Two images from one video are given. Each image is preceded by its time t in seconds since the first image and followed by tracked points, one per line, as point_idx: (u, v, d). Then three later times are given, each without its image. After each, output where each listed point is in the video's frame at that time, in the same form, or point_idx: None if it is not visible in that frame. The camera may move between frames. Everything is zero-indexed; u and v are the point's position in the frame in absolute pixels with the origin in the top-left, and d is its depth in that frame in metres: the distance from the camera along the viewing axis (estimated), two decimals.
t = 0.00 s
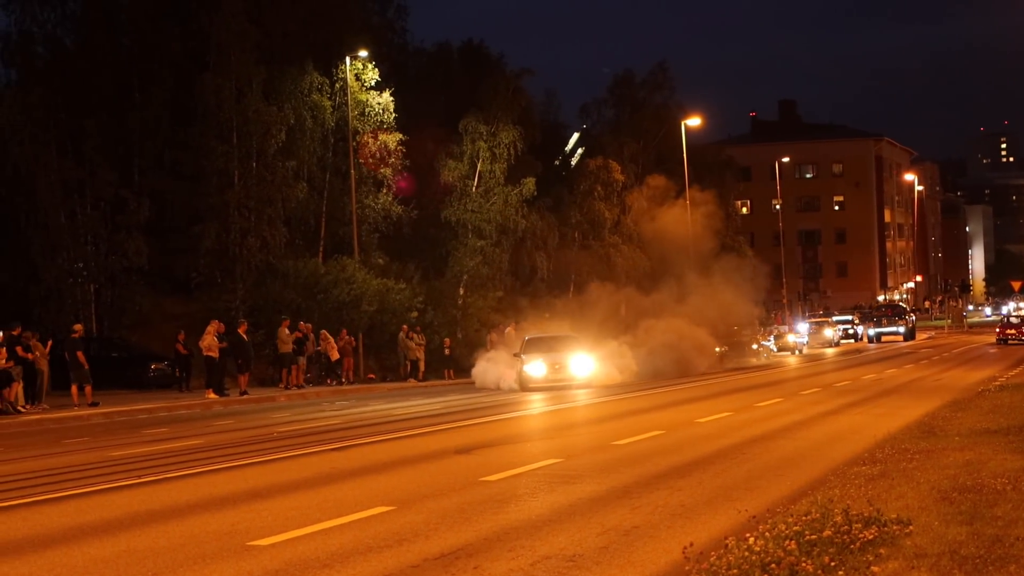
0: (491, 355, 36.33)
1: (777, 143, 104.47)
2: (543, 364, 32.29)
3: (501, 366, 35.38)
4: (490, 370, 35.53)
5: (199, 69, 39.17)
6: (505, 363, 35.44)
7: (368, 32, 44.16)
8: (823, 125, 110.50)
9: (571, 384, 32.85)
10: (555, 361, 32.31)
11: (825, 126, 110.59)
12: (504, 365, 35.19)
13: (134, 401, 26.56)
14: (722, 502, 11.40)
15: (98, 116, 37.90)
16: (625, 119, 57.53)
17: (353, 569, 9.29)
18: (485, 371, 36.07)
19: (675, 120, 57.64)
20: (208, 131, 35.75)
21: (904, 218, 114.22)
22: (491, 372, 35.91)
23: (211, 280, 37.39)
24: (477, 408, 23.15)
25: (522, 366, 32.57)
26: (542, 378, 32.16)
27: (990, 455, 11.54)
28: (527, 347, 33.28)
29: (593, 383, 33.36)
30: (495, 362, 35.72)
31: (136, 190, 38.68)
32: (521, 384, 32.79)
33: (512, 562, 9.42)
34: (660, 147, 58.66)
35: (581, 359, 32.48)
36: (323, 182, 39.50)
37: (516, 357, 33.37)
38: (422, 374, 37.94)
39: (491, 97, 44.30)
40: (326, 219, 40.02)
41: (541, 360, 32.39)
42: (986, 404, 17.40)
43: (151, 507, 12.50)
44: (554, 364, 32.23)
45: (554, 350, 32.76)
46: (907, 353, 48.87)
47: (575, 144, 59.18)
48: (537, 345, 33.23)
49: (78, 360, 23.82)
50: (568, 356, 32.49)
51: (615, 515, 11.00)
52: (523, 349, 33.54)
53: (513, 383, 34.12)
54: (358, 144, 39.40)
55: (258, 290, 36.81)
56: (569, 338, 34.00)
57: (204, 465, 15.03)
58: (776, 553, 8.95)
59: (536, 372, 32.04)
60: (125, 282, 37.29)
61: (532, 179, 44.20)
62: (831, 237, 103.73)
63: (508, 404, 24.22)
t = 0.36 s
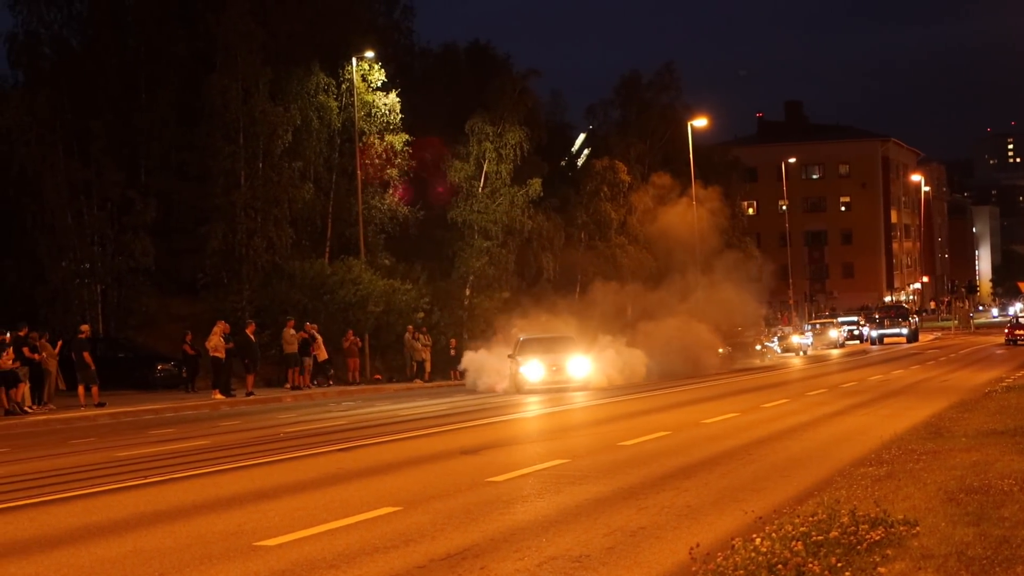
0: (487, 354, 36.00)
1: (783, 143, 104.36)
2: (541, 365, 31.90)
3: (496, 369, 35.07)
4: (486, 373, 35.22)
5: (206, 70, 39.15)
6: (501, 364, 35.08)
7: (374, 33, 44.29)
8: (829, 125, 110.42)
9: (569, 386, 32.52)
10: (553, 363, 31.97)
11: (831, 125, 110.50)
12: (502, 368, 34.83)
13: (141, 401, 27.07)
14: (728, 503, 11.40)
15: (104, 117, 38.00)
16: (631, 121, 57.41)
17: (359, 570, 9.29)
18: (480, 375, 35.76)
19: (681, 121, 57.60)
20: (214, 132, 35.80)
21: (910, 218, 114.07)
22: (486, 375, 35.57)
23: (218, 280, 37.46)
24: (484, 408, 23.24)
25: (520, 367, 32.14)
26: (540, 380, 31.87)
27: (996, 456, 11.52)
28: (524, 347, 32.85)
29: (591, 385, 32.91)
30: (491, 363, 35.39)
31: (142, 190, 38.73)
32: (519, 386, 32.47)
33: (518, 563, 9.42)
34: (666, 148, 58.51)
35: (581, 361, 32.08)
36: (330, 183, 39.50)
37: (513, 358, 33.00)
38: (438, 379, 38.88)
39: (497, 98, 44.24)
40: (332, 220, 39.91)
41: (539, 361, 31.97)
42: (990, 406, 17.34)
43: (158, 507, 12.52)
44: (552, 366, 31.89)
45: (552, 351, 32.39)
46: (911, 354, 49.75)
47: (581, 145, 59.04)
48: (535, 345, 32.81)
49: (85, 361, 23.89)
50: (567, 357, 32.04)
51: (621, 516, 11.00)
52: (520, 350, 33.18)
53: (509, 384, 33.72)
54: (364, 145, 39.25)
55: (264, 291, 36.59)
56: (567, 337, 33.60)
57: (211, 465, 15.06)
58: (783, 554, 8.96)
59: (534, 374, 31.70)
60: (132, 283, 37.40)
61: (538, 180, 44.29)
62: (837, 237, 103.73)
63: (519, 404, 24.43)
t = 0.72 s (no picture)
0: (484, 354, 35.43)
1: (790, 147, 104.26)
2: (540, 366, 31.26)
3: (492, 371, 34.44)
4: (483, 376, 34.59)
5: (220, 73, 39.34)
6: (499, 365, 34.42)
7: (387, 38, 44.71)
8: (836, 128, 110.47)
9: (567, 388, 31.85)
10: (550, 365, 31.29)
11: (839, 129, 110.56)
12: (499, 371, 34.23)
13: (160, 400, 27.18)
14: (737, 501, 11.54)
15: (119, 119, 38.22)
16: (641, 126, 57.59)
17: (373, 566, 9.49)
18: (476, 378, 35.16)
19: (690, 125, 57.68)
20: (229, 136, 36.08)
21: (916, 221, 114.41)
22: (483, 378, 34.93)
23: (233, 282, 37.86)
24: (485, 407, 23.46)
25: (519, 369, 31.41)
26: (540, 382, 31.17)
27: (1001, 455, 11.65)
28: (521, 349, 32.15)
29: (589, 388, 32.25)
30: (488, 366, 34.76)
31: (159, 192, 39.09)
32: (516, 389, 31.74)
33: (529, 560, 9.59)
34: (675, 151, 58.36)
35: (579, 362, 31.45)
36: (343, 186, 39.75)
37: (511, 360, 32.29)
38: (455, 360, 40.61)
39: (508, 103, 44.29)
40: (346, 222, 40.09)
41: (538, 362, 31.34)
42: (996, 406, 17.45)
43: (176, 505, 12.74)
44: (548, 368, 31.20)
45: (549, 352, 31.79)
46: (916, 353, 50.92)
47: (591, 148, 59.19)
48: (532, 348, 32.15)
49: (102, 361, 24.12)
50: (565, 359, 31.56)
51: (631, 515, 11.16)
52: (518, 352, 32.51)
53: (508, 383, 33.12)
54: (377, 149, 39.60)
55: (279, 291, 37.12)
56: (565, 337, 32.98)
57: (228, 464, 15.28)
58: (790, 552, 9.12)
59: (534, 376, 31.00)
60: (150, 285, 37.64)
61: (549, 183, 44.38)
62: (843, 241, 103.75)
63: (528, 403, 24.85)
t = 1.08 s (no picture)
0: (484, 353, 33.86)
1: (793, 154, 104.20)
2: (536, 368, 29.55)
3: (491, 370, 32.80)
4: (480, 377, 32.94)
5: (245, 85, 40.29)
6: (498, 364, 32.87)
7: (403, 48, 45.35)
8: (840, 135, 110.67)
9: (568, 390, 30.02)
10: (549, 366, 29.47)
11: (842, 137, 110.93)
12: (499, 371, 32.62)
13: (185, 399, 27.15)
14: (743, 497, 11.90)
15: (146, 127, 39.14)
16: (650, 134, 57.86)
17: (391, 559, 9.90)
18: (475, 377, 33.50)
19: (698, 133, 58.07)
20: (253, 144, 36.77)
21: (917, 225, 116.14)
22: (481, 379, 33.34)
23: (257, 285, 38.50)
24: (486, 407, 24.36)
25: (513, 371, 29.79)
26: (536, 385, 29.53)
27: (999, 452, 11.97)
28: (520, 349, 30.33)
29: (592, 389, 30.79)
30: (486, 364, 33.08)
31: (186, 201, 40.16)
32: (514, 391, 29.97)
33: (542, 554, 9.95)
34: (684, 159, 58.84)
35: (580, 364, 29.64)
36: (363, 192, 40.28)
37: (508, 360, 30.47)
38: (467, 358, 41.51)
39: (521, 111, 45.24)
40: (365, 226, 40.82)
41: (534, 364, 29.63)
42: (993, 404, 17.78)
43: (201, 500, 13.18)
44: (548, 369, 29.42)
45: (549, 352, 29.92)
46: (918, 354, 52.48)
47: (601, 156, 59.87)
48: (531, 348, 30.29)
49: (129, 361, 24.66)
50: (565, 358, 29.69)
51: (641, 509, 11.54)
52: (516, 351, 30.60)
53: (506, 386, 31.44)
54: (396, 156, 40.06)
55: (301, 293, 37.66)
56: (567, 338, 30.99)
57: (251, 460, 15.73)
58: (795, 546, 9.47)
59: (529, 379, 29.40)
60: (175, 287, 38.50)
61: (562, 190, 44.98)
62: (846, 245, 103.88)
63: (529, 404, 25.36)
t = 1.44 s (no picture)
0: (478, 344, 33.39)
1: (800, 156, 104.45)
2: (531, 366, 29.55)
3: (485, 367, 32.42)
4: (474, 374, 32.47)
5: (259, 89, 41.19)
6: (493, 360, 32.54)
7: (415, 52, 45.76)
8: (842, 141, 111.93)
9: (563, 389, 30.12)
10: (546, 365, 29.55)
11: (845, 142, 111.58)
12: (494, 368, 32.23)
13: (201, 396, 27.53)
14: (747, 492, 12.13)
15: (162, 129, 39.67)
16: (656, 135, 58.69)
17: (403, 552, 10.16)
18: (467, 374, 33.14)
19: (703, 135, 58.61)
20: (269, 146, 37.37)
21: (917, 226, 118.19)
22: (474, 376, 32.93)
23: (270, 284, 38.88)
24: (484, 407, 24.13)
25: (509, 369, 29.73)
26: (532, 384, 29.48)
27: (999, 449, 12.18)
28: (516, 347, 30.38)
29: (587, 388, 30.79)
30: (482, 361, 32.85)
31: (202, 201, 40.55)
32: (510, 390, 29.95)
33: (550, 548, 10.21)
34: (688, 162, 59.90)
35: (575, 362, 29.80)
36: (375, 194, 40.71)
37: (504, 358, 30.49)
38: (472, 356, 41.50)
39: (530, 114, 45.87)
40: (377, 228, 41.26)
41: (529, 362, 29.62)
42: (994, 402, 17.95)
43: (218, 495, 13.48)
44: (545, 368, 29.48)
45: (545, 351, 30.01)
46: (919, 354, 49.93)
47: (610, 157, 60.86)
48: (528, 347, 30.37)
49: (147, 358, 25.00)
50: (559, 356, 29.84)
51: (648, 504, 11.79)
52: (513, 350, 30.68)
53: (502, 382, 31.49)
54: (407, 158, 40.26)
55: (314, 293, 37.88)
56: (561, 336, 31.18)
57: (266, 456, 16.04)
58: (798, 540, 9.72)
59: (525, 376, 29.38)
60: (191, 286, 39.15)
61: (570, 192, 45.48)
62: (848, 245, 104.56)
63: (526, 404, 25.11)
